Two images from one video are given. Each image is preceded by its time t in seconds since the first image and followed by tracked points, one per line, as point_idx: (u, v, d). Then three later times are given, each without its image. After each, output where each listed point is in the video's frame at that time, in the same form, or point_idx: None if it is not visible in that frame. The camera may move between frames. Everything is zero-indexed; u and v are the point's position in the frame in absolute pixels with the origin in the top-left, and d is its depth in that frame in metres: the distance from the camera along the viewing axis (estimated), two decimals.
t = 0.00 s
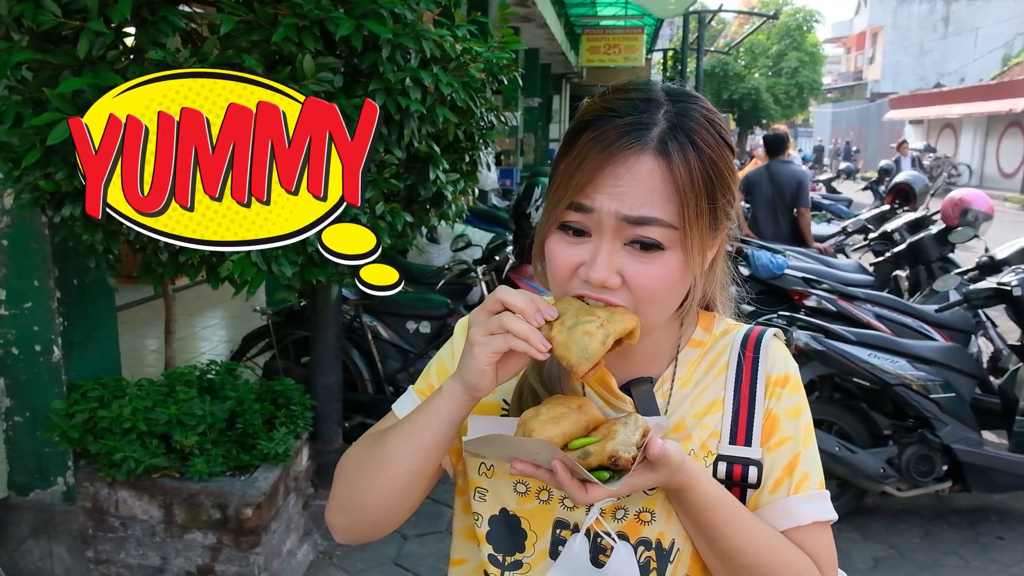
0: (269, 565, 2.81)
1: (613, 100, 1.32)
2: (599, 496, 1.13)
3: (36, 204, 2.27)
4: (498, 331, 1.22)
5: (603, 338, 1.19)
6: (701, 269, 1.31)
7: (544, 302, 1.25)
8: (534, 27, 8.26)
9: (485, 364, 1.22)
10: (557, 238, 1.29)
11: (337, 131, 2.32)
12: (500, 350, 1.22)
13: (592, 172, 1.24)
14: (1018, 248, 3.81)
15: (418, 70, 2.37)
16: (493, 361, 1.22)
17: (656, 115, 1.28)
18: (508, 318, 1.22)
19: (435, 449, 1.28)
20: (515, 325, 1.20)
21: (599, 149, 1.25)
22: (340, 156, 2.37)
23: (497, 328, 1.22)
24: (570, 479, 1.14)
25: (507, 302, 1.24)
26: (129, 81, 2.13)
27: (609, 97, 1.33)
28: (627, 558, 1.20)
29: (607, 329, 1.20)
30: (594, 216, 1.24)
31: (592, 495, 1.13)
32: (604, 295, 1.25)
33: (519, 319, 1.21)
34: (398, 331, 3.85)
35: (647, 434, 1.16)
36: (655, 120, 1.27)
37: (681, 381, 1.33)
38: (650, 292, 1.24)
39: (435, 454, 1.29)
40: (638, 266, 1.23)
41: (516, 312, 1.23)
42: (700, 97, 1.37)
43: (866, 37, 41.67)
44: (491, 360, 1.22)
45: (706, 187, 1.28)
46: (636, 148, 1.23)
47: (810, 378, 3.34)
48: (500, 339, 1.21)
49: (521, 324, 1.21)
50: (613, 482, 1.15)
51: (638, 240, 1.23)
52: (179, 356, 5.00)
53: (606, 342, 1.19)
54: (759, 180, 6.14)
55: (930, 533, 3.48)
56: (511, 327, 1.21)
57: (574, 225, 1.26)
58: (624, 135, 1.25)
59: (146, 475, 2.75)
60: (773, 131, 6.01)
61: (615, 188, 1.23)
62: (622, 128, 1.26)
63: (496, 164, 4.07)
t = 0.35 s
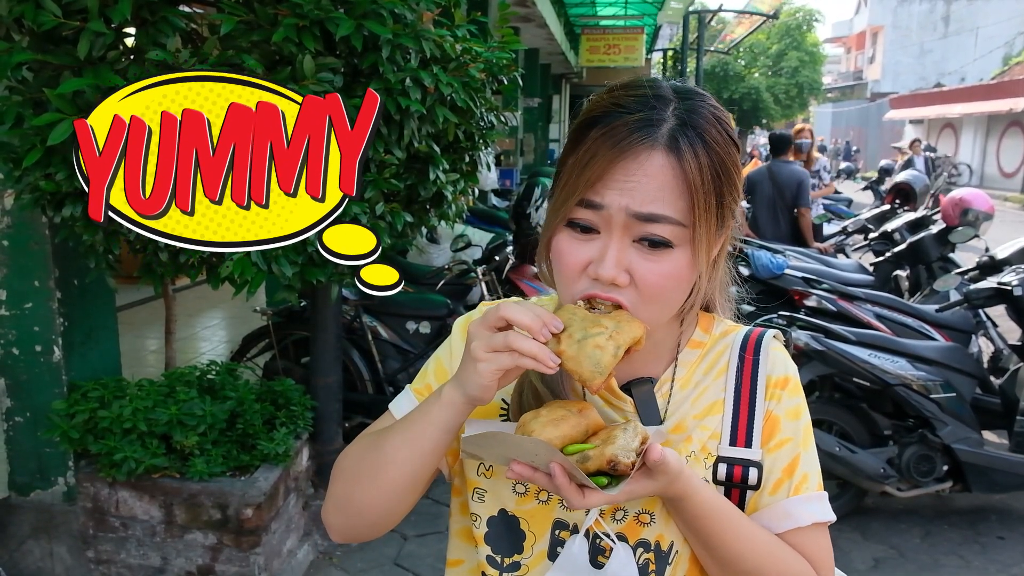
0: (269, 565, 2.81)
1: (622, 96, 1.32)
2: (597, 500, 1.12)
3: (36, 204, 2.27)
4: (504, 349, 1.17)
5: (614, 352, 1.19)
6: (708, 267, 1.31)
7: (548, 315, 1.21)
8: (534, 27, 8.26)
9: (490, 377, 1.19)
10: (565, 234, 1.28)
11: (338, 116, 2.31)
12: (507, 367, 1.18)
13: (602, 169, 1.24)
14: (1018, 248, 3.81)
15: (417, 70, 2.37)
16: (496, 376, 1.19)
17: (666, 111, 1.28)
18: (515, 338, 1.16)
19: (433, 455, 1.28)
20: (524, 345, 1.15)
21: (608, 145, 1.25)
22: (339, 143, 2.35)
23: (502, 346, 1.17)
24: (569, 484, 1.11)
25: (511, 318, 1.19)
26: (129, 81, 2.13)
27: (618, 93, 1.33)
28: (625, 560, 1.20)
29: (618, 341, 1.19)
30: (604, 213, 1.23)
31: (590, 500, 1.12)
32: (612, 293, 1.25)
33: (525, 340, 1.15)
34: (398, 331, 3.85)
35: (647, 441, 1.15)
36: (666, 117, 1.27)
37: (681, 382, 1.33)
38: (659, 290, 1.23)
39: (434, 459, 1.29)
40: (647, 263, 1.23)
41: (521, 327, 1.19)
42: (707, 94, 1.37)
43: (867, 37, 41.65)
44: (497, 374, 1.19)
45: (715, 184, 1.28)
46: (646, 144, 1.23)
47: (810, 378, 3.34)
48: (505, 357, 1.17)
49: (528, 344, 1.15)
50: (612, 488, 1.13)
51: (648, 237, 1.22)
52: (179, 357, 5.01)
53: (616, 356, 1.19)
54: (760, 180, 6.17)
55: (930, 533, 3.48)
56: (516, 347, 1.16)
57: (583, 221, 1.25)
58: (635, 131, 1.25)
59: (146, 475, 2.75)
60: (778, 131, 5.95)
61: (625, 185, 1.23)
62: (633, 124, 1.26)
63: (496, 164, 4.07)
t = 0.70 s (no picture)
0: (270, 564, 2.82)
1: (622, 96, 1.32)
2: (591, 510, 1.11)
3: (37, 204, 2.27)
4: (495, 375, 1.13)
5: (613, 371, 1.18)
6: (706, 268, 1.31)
7: (542, 336, 1.16)
8: (534, 27, 8.25)
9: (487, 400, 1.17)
10: (564, 236, 1.28)
11: (334, 115, 2.31)
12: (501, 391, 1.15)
13: (602, 170, 1.24)
14: (1018, 247, 3.81)
15: (418, 70, 2.38)
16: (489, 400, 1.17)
17: (666, 112, 1.28)
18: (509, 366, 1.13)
19: (423, 464, 1.27)
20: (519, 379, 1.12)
21: (609, 146, 1.25)
22: (337, 145, 2.37)
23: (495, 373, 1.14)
24: (565, 494, 1.11)
25: (503, 344, 1.13)
26: (131, 80, 2.13)
27: (618, 93, 1.33)
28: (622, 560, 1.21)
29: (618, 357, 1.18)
30: (603, 214, 1.24)
31: (586, 510, 1.11)
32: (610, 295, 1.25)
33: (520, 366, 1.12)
34: (398, 331, 3.85)
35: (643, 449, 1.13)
36: (667, 117, 1.27)
37: (677, 379, 1.33)
38: (657, 292, 1.24)
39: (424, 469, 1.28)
40: (646, 265, 1.23)
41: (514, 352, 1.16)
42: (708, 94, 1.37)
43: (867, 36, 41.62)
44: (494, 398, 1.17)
45: (714, 186, 1.28)
46: (647, 145, 1.24)
47: (810, 377, 3.34)
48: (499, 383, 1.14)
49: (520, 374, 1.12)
50: (608, 498, 1.13)
51: (647, 239, 1.23)
52: (180, 356, 5.01)
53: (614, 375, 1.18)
54: (761, 180, 6.18)
55: (930, 532, 3.48)
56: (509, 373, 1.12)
57: (582, 223, 1.26)
58: (635, 131, 1.25)
59: (147, 474, 2.75)
60: (784, 131, 6.04)
61: (625, 186, 1.23)
62: (633, 125, 1.26)
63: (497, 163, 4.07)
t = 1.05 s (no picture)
0: (271, 563, 2.82)
1: (616, 96, 1.32)
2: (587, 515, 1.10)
3: (39, 203, 2.28)
4: (482, 401, 1.13)
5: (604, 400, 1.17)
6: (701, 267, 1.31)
7: (531, 362, 1.15)
8: (534, 25, 8.25)
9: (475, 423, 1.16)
10: (560, 236, 1.28)
11: (333, 117, 2.31)
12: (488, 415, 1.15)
13: (598, 169, 1.24)
14: (1019, 246, 3.81)
15: (418, 69, 2.38)
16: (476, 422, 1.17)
17: (661, 111, 1.28)
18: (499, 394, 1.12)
19: (413, 474, 1.28)
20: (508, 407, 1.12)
21: (605, 146, 1.25)
22: (335, 145, 2.35)
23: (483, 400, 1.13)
24: (560, 500, 1.11)
25: (492, 373, 1.11)
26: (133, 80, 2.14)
27: (612, 93, 1.33)
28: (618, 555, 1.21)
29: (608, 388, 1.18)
30: (599, 213, 1.24)
31: (581, 517, 1.10)
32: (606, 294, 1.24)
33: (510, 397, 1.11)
34: (399, 330, 3.86)
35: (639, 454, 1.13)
36: (661, 116, 1.27)
37: (672, 375, 1.33)
38: (654, 291, 1.24)
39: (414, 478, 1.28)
40: (642, 264, 1.23)
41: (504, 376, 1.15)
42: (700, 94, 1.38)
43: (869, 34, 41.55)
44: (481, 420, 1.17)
45: (710, 184, 1.29)
46: (642, 143, 1.24)
47: (810, 376, 3.35)
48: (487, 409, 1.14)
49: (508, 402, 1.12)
50: (603, 505, 1.11)
51: (643, 236, 1.23)
52: (181, 355, 5.02)
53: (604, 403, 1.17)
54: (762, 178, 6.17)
55: (931, 531, 3.48)
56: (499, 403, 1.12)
57: (578, 222, 1.26)
58: (630, 130, 1.25)
59: (149, 473, 2.75)
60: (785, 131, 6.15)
61: (621, 185, 1.23)
62: (628, 123, 1.26)
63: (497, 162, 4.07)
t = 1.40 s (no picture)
0: (271, 562, 2.83)
1: (614, 91, 1.32)
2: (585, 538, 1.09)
3: (39, 202, 2.28)
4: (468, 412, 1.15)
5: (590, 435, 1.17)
6: (701, 259, 1.32)
7: (527, 377, 1.16)
8: (534, 25, 8.25)
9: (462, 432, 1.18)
10: (561, 230, 1.28)
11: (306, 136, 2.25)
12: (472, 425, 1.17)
13: (598, 162, 1.25)
14: (1018, 246, 3.82)
15: (419, 69, 2.39)
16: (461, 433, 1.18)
17: (659, 104, 1.29)
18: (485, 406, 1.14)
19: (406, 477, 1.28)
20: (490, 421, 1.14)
21: (604, 139, 1.25)
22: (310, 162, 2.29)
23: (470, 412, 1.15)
24: (558, 524, 1.09)
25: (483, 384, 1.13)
26: (132, 78, 2.09)
27: (609, 88, 1.34)
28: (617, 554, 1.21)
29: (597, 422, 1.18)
30: (601, 206, 1.24)
31: (580, 539, 1.08)
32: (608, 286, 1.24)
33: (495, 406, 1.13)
34: (398, 329, 3.86)
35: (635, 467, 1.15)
36: (659, 109, 1.28)
37: (669, 371, 1.34)
38: (656, 282, 1.24)
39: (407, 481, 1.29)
40: (644, 255, 1.23)
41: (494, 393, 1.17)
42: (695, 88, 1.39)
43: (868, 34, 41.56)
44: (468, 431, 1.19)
45: (709, 175, 1.29)
46: (642, 136, 1.24)
47: (809, 376, 3.36)
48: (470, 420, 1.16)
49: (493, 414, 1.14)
50: (601, 526, 1.10)
51: (645, 228, 1.23)
52: (181, 355, 5.02)
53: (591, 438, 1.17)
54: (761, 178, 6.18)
55: (930, 530, 3.49)
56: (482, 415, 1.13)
57: (579, 215, 1.26)
58: (629, 122, 1.25)
59: (148, 472, 2.75)
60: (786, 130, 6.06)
61: (622, 178, 1.24)
62: (627, 116, 1.26)
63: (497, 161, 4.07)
